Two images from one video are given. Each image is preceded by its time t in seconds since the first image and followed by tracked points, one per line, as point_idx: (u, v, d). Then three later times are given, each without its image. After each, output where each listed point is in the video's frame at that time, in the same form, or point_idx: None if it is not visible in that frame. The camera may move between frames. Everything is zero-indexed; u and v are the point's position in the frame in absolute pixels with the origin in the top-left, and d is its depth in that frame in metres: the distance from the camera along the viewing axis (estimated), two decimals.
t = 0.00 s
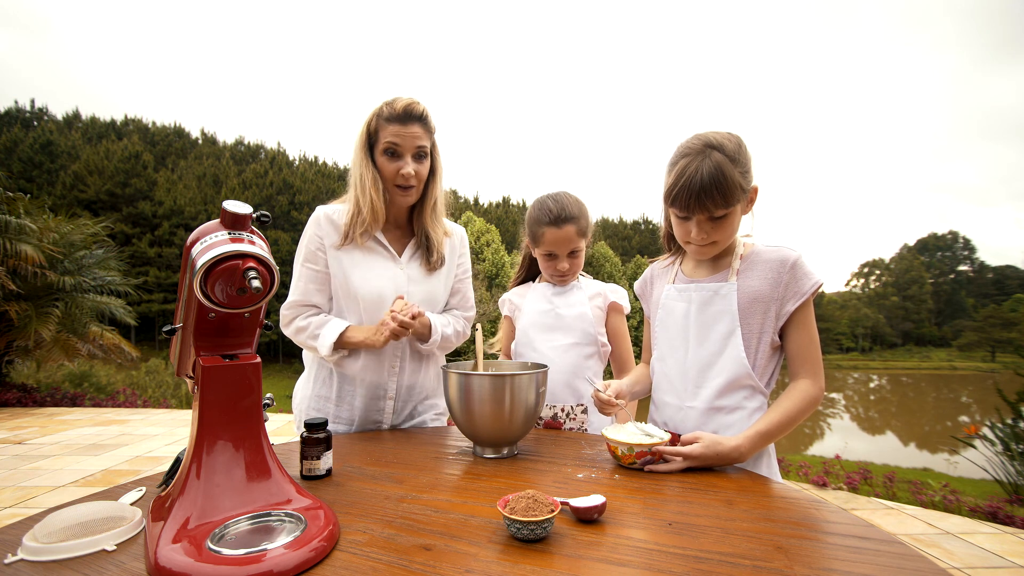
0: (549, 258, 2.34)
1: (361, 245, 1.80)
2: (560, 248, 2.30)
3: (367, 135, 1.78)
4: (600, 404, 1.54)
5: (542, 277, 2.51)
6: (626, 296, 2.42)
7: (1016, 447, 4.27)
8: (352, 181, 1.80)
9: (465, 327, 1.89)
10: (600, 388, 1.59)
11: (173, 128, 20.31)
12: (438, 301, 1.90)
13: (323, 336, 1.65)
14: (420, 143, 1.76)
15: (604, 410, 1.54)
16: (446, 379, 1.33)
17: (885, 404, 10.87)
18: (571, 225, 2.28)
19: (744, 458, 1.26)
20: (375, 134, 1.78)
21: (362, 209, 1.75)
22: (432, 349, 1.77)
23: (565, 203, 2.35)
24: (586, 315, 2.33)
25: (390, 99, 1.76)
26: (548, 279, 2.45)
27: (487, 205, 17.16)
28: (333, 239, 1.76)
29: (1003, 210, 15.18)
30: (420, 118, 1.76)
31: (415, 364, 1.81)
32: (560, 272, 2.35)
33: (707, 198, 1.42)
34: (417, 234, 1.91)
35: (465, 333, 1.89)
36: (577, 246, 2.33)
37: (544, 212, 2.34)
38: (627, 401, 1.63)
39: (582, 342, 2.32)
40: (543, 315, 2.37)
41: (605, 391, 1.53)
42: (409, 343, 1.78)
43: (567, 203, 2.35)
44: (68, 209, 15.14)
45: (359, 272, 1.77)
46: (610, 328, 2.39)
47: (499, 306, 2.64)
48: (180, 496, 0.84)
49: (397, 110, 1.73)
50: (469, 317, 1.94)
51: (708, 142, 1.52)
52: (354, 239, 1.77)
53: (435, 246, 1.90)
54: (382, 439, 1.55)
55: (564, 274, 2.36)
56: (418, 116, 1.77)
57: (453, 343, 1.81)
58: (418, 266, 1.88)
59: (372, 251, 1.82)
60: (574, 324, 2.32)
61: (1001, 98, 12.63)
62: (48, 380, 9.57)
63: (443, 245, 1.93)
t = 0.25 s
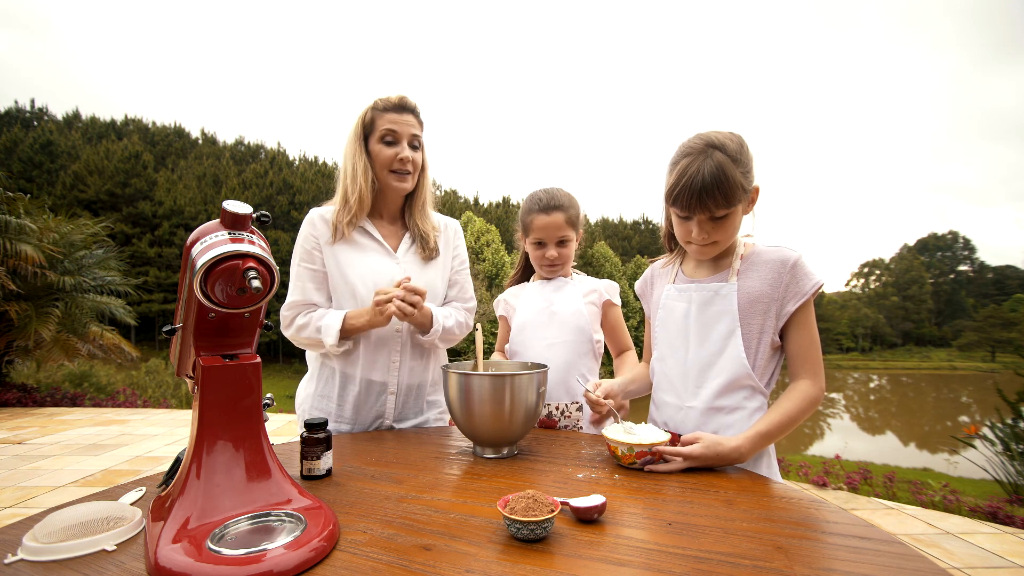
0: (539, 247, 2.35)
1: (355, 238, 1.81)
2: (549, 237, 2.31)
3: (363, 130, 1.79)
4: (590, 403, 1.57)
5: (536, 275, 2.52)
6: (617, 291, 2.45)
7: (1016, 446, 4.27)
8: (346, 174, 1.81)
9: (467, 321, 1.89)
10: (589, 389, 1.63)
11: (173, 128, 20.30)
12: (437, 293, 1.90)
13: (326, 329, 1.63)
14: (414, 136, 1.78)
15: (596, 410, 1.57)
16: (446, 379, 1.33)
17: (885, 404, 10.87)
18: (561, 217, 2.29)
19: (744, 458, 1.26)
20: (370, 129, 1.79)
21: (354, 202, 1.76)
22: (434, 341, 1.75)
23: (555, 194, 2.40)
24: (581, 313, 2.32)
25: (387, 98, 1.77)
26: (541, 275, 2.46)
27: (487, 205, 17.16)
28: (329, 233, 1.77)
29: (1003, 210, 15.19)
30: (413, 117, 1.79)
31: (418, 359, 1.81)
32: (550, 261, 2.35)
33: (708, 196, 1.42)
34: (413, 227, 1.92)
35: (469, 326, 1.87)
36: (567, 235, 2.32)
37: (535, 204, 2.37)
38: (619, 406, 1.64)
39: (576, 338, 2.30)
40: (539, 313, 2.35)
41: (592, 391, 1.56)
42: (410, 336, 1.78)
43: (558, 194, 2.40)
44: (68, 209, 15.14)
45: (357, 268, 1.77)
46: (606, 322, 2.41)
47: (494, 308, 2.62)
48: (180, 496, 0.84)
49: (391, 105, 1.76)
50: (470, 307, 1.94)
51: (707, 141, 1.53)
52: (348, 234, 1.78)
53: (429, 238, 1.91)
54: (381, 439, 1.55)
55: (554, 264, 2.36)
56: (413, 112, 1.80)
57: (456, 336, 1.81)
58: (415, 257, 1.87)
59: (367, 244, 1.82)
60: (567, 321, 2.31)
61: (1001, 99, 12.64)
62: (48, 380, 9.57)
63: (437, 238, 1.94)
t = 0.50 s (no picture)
0: (532, 234, 2.45)
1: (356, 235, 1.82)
2: (542, 222, 2.42)
3: (364, 130, 1.79)
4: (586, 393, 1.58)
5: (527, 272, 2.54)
6: (610, 287, 2.47)
7: (1016, 447, 4.27)
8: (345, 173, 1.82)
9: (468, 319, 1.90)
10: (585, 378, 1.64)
11: (173, 128, 20.30)
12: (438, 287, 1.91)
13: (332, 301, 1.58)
14: (414, 136, 1.78)
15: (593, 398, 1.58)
16: (446, 379, 1.34)
17: (885, 404, 10.87)
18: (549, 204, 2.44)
19: (744, 458, 1.26)
20: (369, 129, 1.79)
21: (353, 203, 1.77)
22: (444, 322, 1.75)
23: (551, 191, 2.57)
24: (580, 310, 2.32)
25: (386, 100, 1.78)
26: (534, 266, 2.50)
27: (487, 205, 17.16)
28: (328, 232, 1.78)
29: (1003, 210, 15.20)
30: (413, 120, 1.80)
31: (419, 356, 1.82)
32: (541, 247, 2.43)
33: (714, 194, 1.41)
34: (412, 228, 1.93)
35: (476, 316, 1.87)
36: (559, 223, 2.45)
37: (529, 198, 2.54)
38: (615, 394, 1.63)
39: (577, 336, 2.30)
40: (537, 311, 2.34)
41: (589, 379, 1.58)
42: (411, 334, 1.79)
43: (552, 192, 2.57)
44: (68, 209, 15.14)
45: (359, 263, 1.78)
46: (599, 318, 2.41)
47: (484, 310, 2.57)
48: (180, 496, 0.84)
49: (392, 107, 1.77)
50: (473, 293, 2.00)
51: (708, 141, 1.53)
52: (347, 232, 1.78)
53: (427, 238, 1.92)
54: (381, 439, 1.55)
55: (546, 251, 2.44)
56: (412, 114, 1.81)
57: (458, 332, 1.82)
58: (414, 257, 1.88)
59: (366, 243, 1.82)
60: (565, 319, 2.31)
61: (1001, 99, 12.65)
62: (48, 380, 9.57)
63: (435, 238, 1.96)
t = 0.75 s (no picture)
0: (523, 232, 2.46)
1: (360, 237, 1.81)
2: (533, 220, 2.44)
3: (372, 131, 1.78)
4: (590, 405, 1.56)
5: (519, 275, 2.53)
6: (605, 287, 2.44)
7: (1016, 446, 4.27)
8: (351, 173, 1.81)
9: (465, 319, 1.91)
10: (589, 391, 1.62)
11: (173, 128, 20.29)
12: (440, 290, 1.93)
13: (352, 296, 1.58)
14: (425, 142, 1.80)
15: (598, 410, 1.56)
16: (446, 379, 1.34)
17: (885, 404, 10.87)
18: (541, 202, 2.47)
19: (745, 458, 1.26)
20: (380, 132, 1.79)
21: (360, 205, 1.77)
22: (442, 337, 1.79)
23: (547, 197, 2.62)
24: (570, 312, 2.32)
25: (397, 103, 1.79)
26: (525, 266, 2.50)
27: (487, 205, 17.18)
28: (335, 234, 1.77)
29: (1003, 210, 15.21)
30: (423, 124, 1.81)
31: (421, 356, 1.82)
32: (532, 244, 2.43)
33: (710, 194, 1.41)
34: (414, 229, 1.94)
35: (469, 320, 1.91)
36: (550, 222, 2.46)
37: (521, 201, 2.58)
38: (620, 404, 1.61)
39: (566, 339, 2.28)
40: (528, 314, 2.33)
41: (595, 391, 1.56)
42: (415, 335, 1.80)
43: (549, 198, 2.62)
44: (68, 209, 15.14)
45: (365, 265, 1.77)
46: (595, 320, 2.38)
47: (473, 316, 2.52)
48: (180, 496, 0.84)
49: (404, 111, 1.77)
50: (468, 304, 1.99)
51: (708, 141, 1.53)
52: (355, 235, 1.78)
53: (430, 241, 1.94)
54: (382, 439, 1.55)
55: (537, 248, 2.44)
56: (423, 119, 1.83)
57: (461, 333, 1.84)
58: (418, 259, 1.89)
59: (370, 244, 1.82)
60: (555, 321, 2.29)
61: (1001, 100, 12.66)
62: (48, 380, 9.57)
63: (437, 241, 1.97)
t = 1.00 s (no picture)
0: (517, 239, 2.47)
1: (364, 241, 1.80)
2: (527, 225, 2.44)
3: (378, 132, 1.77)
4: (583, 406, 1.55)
5: (521, 282, 2.54)
6: (607, 292, 2.43)
7: (1016, 446, 4.27)
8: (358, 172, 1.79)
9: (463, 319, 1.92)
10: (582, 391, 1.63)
11: (173, 129, 20.27)
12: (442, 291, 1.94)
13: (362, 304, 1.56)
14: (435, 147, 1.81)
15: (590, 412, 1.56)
16: (446, 379, 1.34)
17: (885, 404, 10.88)
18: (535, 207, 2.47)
19: (745, 459, 1.25)
20: (389, 134, 1.78)
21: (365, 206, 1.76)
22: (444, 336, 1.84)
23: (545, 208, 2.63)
24: (572, 318, 2.31)
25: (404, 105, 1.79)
26: (523, 271, 2.48)
27: (487, 205, 17.19)
28: (341, 234, 1.77)
29: (1003, 210, 15.22)
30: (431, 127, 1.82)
31: (422, 356, 1.83)
32: (527, 250, 2.43)
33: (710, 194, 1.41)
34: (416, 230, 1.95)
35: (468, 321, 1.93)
36: (544, 227, 2.46)
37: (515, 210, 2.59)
38: (613, 404, 1.62)
39: (570, 345, 2.28)
40: (530, 322, 2.32)
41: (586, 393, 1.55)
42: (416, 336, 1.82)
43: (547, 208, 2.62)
44: (68, 209, 15.14)
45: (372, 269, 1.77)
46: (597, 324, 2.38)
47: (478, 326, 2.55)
48: (180, 497, 0.84)
49: (414, 113, 1.79)
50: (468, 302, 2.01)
51: (708, 141, 1.53)
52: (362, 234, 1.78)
53: (433, 242, 1.95)
54: (381, 439, 1.55)
55: (531, 253, 2.43)
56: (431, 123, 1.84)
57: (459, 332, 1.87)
58: (421, 259, 1.90)
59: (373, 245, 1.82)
60: (559, 328, 2.29)
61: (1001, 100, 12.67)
62: (48, 380, 9.57)
63: (439, 242, 1.98)
